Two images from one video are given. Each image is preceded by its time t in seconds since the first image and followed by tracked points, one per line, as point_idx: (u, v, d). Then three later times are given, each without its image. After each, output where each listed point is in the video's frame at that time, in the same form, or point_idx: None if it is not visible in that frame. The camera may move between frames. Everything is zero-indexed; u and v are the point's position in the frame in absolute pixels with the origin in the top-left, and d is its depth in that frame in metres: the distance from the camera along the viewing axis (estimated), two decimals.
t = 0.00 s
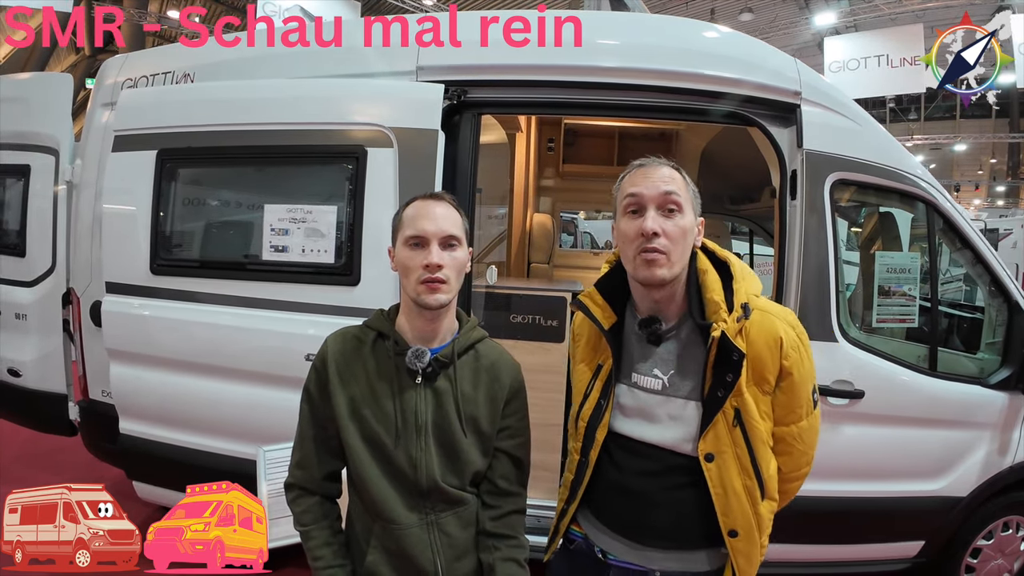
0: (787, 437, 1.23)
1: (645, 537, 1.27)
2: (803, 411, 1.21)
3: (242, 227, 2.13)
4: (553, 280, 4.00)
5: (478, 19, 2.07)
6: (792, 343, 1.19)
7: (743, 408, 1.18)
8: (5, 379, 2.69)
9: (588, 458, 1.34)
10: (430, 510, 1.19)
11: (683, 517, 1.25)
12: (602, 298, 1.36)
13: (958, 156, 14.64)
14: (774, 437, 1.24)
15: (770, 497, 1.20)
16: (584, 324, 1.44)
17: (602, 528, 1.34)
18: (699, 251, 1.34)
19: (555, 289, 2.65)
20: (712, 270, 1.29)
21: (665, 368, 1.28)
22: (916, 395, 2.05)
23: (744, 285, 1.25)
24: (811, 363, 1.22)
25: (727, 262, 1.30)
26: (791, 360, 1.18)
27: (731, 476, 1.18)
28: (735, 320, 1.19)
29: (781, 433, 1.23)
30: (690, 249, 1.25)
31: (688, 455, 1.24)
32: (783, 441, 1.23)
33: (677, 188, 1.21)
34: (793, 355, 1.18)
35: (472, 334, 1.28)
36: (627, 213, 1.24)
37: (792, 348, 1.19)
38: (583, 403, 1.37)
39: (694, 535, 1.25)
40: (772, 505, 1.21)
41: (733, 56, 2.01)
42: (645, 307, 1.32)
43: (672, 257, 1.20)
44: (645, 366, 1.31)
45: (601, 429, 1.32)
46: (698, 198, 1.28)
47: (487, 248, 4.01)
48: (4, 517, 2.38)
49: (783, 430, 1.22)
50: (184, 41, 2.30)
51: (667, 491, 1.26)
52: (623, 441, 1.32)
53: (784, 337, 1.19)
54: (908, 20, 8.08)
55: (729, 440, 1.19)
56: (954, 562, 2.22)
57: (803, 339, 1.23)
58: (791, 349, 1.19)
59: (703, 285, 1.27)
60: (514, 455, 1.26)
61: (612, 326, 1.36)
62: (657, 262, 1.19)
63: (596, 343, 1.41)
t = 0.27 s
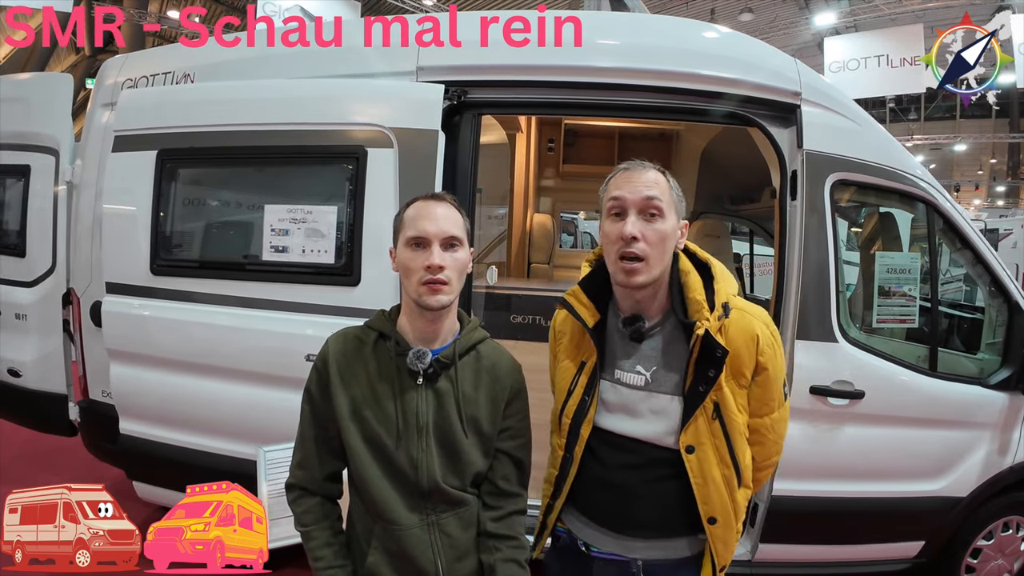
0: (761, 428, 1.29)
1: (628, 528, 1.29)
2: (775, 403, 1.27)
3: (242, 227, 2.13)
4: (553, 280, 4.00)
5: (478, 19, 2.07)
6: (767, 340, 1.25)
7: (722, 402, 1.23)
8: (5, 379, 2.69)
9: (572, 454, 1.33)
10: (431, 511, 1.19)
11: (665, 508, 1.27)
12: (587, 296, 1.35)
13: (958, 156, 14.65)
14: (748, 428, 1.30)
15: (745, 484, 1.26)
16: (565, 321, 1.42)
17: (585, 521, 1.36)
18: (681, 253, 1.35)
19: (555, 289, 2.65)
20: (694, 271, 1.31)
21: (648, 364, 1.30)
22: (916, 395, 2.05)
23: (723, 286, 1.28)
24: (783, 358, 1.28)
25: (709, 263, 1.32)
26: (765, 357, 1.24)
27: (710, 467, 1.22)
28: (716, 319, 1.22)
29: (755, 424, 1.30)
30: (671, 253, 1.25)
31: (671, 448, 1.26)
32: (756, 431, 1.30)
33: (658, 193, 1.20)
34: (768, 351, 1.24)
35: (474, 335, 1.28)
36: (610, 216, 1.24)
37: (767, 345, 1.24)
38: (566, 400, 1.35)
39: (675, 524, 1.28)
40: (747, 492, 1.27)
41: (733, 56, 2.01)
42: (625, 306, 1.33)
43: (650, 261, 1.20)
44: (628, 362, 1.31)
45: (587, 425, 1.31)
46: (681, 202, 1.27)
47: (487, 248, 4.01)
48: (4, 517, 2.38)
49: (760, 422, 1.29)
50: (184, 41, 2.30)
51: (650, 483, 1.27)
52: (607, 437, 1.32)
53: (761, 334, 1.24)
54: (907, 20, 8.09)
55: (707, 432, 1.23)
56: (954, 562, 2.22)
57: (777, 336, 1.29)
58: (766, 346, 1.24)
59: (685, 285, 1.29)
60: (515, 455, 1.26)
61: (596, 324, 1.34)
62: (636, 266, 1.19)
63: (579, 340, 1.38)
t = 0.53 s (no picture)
0: (736, 425, 1.34)
1: (608, 517, 1.29)
2: (750, 401, 1.33)
3: (242, 227, 2.13)
4: (553, 280, 4.00)
5: (478, 19, 2.07)
6: (745, 343, 1.29)
7: (701, 400, 1.25)
8: (5, 379, 2.69)
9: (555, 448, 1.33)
10: (431, 510, 1.19)
11: (645, 497, 1.28)
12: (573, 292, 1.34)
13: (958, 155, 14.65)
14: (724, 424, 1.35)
15: (720, 479, 1.29)
16: (551, 318, 1.41)
17: (566, 510, 1.36)
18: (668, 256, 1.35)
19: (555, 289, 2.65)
20: (679, 274, 1.31)
21: (632, 362, 1.30)
22: (916, 395, 2.05)
23: (708, 290, 1.28)
24: (758, 360, 1.33)
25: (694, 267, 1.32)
26: (743, 358, 1.28)
27: (688, 462, 1.24)
28: (701, 322, 1.22)
29: (731, 420, 1.34)
30: (654, 264, 1.24)
31: (652, 443, 1.27)
32: (732, 427, 1.35)
33: (639, 208, 1.18)
34: (746, 353, 1.28)
35: (474, 335, 1.28)
36: (595, 225, 1.24)
37: (744, 347, 1.28)
38: (551, 395, 1.35)
39: (655, 514, 1.29)
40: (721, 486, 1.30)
41: (732, 56, 2.01)
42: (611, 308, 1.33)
43: (627, 274, 1.20)
44: (612, 360, 1.32)
45: (570, 420, 1.31)
46: (668, 212, 1.23)
47: (487, 248, 4.01)
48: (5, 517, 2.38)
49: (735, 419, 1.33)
50: (184, 41, 2.30)
51: (631, 474, 1.28)
52: (591, 431, 1.32)
53: (740, 336, 1.27)
54: (908, 20, 8.08)
55: (687, 428, 1.25)
56: (954, 561, 2.22)
57: (754, 338, 1.33)
58: (745, 349, 1.28)
59: (671, 288, 1.30)
60: (515, 455, 1.26)
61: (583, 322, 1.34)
62: (611, 280, 1.21)
63: (565, 336, 1.37)
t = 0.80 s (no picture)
0: (718, 431, 1.35)
1: (590, 512, 1.31)
2: (734, 410, 1.33)
3: (242, 228, 2.13)
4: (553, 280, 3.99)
5: (478, 19, 2.06)
6: (735, 355, 1.29)
7: (688, 407, 1.26)
8: (5, 380, 2.68)
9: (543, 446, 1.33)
10: (432, 513, 1.18)
11: (627, 494, 1.29)
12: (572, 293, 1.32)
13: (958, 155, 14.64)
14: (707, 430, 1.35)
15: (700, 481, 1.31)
16: (545, 316, 1.39)
17: (551, 503, 1.38)
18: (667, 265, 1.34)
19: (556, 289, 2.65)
20: (677, 285, 1.31)
21: (623, 367, 1.30)
22: (916, 396, 2.04)
23: (703, 302, 1.27)
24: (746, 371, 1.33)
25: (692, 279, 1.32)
26: (732, 370, 1.28)
27: (672, 466, 1.25)
28: (695, 333, 1.21)
29: (714, 427, 1.35)
30: (656, 272, 1.24)
31: (637, 446, 1.27)
32: (714, 433, 1.35)
33: (650, 216, 1.18)
34: (734, 365, 1.28)
35: (475, 336, 1.28)
36: (601, 229, 1.23)
37: (734, 359, 1.28)
38: (541, 393, 1.33)
39: (637, 510, 1.30)
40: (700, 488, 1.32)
41: (733, 57, 2.01)
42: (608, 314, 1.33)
43: (632, 280, 1.20)
44: (605, 364, 1.32)
45: (560, 418, 1.30)
46: (676, 223, 1.24)
47: (487, 248, 4.00)
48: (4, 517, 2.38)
49: (719, 425, 1.34)
50: (184, 40, 2.30)
51: (615, 473, 1.28)
52: (580, 432, 1.31)
53: (730, 349, 1.27)
54: (908, 20, 8.08)
55: (672, 433, 1.25)
56: (954, 562, 2.22)
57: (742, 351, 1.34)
58: (733, 361, 1.28)
59: (667, 298, 1.29)
60: (517, 457, 1.25)
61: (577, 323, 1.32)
62: (616, 286, 1.21)
63: (558, 336, 1.35)
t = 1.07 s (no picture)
0: (717, 428, 1.35)
1: (591, 512, 1.30)
2: (733, 406, 1.33)
3: (242, 228, 2.13)
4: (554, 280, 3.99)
5: (478, 19, 2.06)
6: (732, 352, 1.28)
7: (688, 406, 1.26)
8: (5, 380, 2.68)
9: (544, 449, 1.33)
10: (435, 514, 1.18)
11: (627, 493, 1.30)
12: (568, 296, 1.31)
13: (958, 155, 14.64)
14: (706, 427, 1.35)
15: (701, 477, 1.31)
16: (541, 319, 1.38)
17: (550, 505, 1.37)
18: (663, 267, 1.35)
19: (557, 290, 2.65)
20: (673, 285, 1.31)
21: (622, 368, 1.30)
22: (917, 396, 2.04)
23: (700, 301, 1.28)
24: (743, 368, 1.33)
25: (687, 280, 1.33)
26: (730, 368, 1.28)
27: (673, 464, 1.25)
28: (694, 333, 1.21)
29: (713, 424, 1.35)
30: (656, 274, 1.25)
31: (637, 446, 1.28)
32: (714, 430, 1.35)
33: (651, 219, 1.18)
34: (732, 363, 1.28)
35: (477, 337, 1.28)
36: (602, 232, 1.22)
37: (731, 356, 1.28)
38: (540, 396, 1.33)
39: (637, 507, 1.31)
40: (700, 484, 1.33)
41: (733, 57, 2.00)
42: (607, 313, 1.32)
43: (635, 283, 1.20)
44: (603, 365, 1.31)
45: (560, 422, 1.30)
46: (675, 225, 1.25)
47: (488, 248, 4.00)
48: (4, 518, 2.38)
49: (718, 422, 1.34)
50: (184, 40, 2.29)
51: (615, 473, 1.29)
52: (579, 434, 1.31)
53: (728, 346, 1.27)
54: (908, 20, 8.08)
55: (673, 432, 1.25)
56: (956, 563, 2.22)
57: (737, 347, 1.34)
58: (731, 358, 1.28)
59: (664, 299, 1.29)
60: (518, 458, 1.25)
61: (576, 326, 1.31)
62: (618, 289, 1.20)
63: (556, 339, 1.35)
